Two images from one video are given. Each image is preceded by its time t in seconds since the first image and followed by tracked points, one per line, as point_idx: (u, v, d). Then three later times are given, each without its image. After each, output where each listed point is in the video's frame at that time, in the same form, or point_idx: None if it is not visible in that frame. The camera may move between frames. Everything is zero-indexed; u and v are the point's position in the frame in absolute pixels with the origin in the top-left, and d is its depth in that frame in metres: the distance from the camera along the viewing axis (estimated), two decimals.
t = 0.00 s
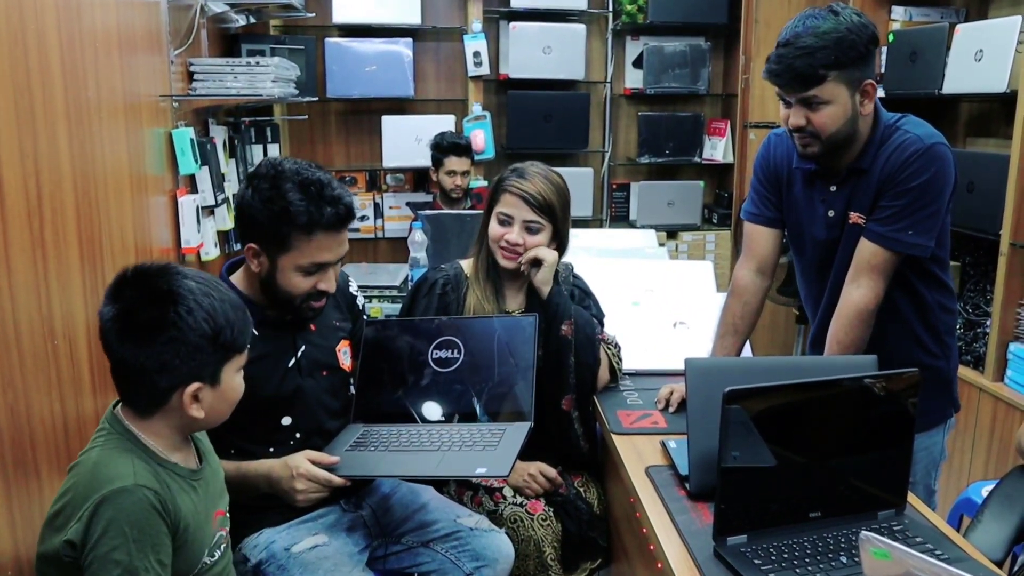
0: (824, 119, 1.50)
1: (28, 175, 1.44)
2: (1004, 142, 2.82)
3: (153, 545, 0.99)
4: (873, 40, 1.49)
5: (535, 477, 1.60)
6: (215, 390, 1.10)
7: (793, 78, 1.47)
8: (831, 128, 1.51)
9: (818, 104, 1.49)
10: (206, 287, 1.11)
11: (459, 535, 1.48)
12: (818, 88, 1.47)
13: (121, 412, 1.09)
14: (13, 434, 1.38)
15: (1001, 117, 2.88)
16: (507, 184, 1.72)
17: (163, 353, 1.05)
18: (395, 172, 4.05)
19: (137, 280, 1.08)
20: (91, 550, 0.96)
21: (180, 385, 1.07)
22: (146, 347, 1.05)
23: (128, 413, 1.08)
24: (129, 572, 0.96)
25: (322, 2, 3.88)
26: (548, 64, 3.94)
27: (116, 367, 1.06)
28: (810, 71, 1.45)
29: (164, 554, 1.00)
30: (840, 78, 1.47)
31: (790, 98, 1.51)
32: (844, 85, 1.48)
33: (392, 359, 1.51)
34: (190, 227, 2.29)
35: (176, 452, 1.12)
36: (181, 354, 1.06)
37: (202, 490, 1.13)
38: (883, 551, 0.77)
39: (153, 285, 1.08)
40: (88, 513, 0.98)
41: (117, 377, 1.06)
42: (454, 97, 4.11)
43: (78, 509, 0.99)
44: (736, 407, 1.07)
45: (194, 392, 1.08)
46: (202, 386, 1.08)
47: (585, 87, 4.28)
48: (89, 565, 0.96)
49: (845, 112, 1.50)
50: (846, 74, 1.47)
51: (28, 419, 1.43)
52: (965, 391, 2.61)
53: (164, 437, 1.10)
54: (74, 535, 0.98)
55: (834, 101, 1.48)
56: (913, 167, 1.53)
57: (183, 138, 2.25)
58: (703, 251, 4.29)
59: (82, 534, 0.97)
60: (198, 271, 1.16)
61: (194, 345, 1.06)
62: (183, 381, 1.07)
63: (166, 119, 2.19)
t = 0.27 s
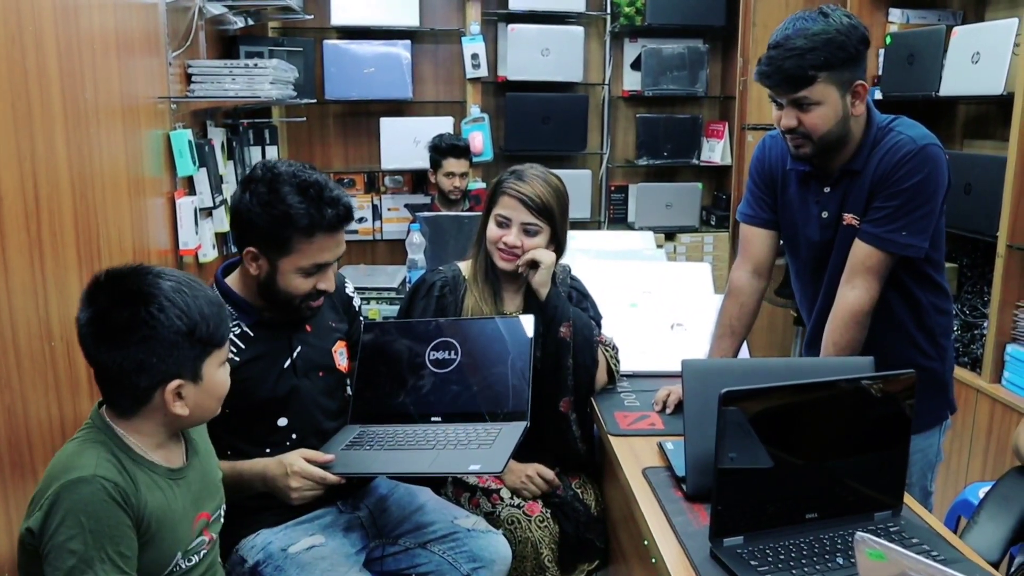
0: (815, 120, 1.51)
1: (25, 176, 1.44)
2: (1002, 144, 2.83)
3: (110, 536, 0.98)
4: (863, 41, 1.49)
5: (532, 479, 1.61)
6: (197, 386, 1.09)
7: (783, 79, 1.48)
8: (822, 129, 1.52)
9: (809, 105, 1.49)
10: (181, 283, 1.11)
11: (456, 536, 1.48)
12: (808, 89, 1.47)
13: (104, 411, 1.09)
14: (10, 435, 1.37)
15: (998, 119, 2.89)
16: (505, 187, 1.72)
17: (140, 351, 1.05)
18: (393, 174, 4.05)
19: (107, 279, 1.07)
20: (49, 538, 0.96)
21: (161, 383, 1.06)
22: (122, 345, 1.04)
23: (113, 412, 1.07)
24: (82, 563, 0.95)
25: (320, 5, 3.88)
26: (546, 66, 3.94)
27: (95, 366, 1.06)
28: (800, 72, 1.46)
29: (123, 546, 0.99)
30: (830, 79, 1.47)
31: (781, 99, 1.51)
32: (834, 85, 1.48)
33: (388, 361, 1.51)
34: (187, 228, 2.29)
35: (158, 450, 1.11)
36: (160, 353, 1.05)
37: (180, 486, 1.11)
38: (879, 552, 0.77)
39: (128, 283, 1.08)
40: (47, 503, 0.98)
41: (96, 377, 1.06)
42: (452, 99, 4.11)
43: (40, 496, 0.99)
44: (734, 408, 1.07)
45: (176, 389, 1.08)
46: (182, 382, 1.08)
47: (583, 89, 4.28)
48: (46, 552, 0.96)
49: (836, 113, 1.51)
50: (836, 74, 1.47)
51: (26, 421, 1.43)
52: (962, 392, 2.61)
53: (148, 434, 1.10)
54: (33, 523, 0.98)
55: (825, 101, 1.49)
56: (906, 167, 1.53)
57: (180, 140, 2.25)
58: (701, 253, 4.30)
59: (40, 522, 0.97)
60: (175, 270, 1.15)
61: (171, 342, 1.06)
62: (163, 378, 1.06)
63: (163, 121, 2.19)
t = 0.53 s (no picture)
0: (810, 121, 1.51)
1: (25, 177, 1.44)
2: (999, 145, 2.83)
3: (100, 530, 0.99)
4: (857, 43, 1.50)
5: (530, 479, 1.61)
6: (189, 384, 1.08)
7: (776, 81, 1.49)
8: (817, 130, 1.52)
9: (803, 107, 1.50)
10: (172, 283, 1.10)
11: (455, 537, 1.49)
12: (801, 91, 1.48)
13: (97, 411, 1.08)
14: (10, 436, 1.38)
15: (995, 120, 2.89)
16: (503, 188, 1.72)
17: (130, 350, 1.04)
18: (393, 175, 4.06)
19: (97, 279, 1.07)
20: (40, 533, 0.97)
21: (151, 381, 1.06)
22: (112, 345, 1.04)
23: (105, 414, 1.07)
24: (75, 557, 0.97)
25: (319, 5, 3.88)
26: (545, 67, 3.94)
27: (87, 367, 1.06)
28: (793, 73, 1.46)
29: (114, 538, 1.00)
30: (824, 81, 1.48)
31: (775, 102, 1.52)
32: (827, 87, 1.48)
33: (387, 362, 1.52)
34: (185, 229, 2.29)
35: (150, 449, 1.10)
36: (150, 351, 1.05)
37: (174, 476, 1.11)
38: (875, 552, 0.77)
39: (118, 283, 1.07)
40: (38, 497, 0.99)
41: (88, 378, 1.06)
42: (451, 100, 4.11)
43: (32, 491, 1.00)
44: (730, 409, 1.08)
45: (166, 387, 1.06)
46: (173, 380, 1.07)
47: (582, 89, 4.28)
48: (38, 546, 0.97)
49: (830, 114, 1.51)
50: (830, 76, 1.48)
51: (25, 421, 1.43)
52: (960, 392, 2.61)
53: (137, 433, 1.08)
54: (26, 518, 0.99)
55: (818, 103, 1.49)
56: (902, 168, 1.53)
57: (179, 141, 2.25)
58: (700, 254, 4.31)
59: (32, 518, 0.98)
60: (168, 270, 1.15)
61: (161, 340, 1.05)
62: (153, 377, 1.05)
63: (162, 122, 2.19)
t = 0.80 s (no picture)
0: (808, 121, 1.52)
1: (30, 176, 1.45)
2: (998, 145, 2.84)
3: (120, 510, 1.00)
4: (856, 43, 1.50)
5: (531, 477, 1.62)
6: (190, 381, 1.10)
7: (774, 81, 1.49)
8: (816, 130, 1.53)
9: (801, 107, 1.51)
10: (176, 282, 1.11)
11: (457, 535, 1.49)
12: (799, 91, 1.49)
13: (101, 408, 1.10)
14: (15, 434, 1.39)
15: (994, 119, 2.90)
16: (505, 188, 1.73)
17: (134, 348, 1.05)
18: (393, 175, 4.07)
19: (101, 277, 1.08)
20: (60, 517, 0.98)
21: (154, 377, 1.07)
22: (117, 342, 1.05)
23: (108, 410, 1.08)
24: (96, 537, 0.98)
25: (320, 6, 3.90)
26: (545, 67, 3.95)
27: (91, 364, 1.07)
28: (791, 74, 1.47)
29: (133, 518, 1.02)
30: (821, 81, 1.49)
31: (774, 102, 1.53)
32: (825, 87, 1.49)
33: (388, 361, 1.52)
34: (188, 229, 2.30)
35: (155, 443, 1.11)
36: (153, 349, 1.06)
37: (180, 465, 1.13)
38: (874, 546, 0.78)
39: (122, 282, 1.08)
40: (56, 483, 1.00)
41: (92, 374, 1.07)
42: (452, 100, 4.12)
43: (49, 478, 1.01)
44: (731, 407, 1.09)
45: (168, 384, 1.08)
46: (175, 377, 1.08)
47: (582, 89, 4.29)
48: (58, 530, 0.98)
49: (828, 114, 1.52)
50: (827, 76, 1.49)
51: (31, 419, 1.44)
52: (959, 391, 2.62)
53: (143, 430, 1.10)
54: (43, 505, 1.00)
55: (816, 102, 1.50)
56: (901, 167, 1.54)
57: (183, 141, 2.27)
58: (700, 253, 4.32)
59: (50, 504, 0.99)
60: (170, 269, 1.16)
61: (165, 338, 1.06)
62: (156, 374, 1.07)
63: (165, 122, 2.20)
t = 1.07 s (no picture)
0: (794, 124, 1.55)
1: (27, 177, 1.46)
2: (981, 145, 2.89)
3: (127, 498, 1.04)
4: (841, 48, 1.53)
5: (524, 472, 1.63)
6: (184, 376, 1.12)
7: (760, 85, 1.52)
8: (801, 133, 1.56)
9: (786, 110, 1.54)
10: (168, 279, 1.13)
11: (453, 529, 1.51)
12: (784, 95, 1.52)
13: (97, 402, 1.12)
14: (13, 433, 1.40)
15: (977, 120, 2.95)
16: (497, 188, 1.75)
17: (127, 344, 1.07)
18: (382, 174, 4.08)
19: (94, 274, 1.10)
20: (69, 507, 1.01)
21: (147, 373, 1.09)
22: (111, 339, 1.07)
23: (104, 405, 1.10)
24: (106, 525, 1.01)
25: (309, 6, 3.90)
26: (533, 67, 3.97)
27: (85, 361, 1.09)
28: (776, 78, 1.50)
29: (139, 505, 1.05)
30: (806, 85, 1.51)
31: (761, 106, 1.56)
32: (809, 91, 1.52)
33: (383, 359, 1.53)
34: (179, 228, 2.31)
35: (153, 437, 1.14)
36: (147, 345, 1.08)
37: (178, 454, 1.16)
38: (866, 533, 0.81)
39: (115, 279, 1.11)
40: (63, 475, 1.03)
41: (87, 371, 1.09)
42: (440, 100, 4.14)
43: (56, 470, 1.04)
44: (721, 403, 1.11)
45: (162, 379, 1.10)
46: (169, 372, 1.10)
47: (570, 89, 4.31)
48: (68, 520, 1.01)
49: (813, 117, 1.55)
50: (811, 80, 1.51)
51: (28, 418, 1.45)
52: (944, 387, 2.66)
53: (140, 424, 1.12)
54: (51, 497, 1.03)
55: (801, 106, 1.53)
56: (885, 166, 1.58)
57: (175, 140, 2.27)
58: (687, 252, 4.34)
59: (58, 495, 1.02)
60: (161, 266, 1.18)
61: (157, 334, 1.09)
62: (149, 369, 1.09)
63: (156, 121, 2.21)
